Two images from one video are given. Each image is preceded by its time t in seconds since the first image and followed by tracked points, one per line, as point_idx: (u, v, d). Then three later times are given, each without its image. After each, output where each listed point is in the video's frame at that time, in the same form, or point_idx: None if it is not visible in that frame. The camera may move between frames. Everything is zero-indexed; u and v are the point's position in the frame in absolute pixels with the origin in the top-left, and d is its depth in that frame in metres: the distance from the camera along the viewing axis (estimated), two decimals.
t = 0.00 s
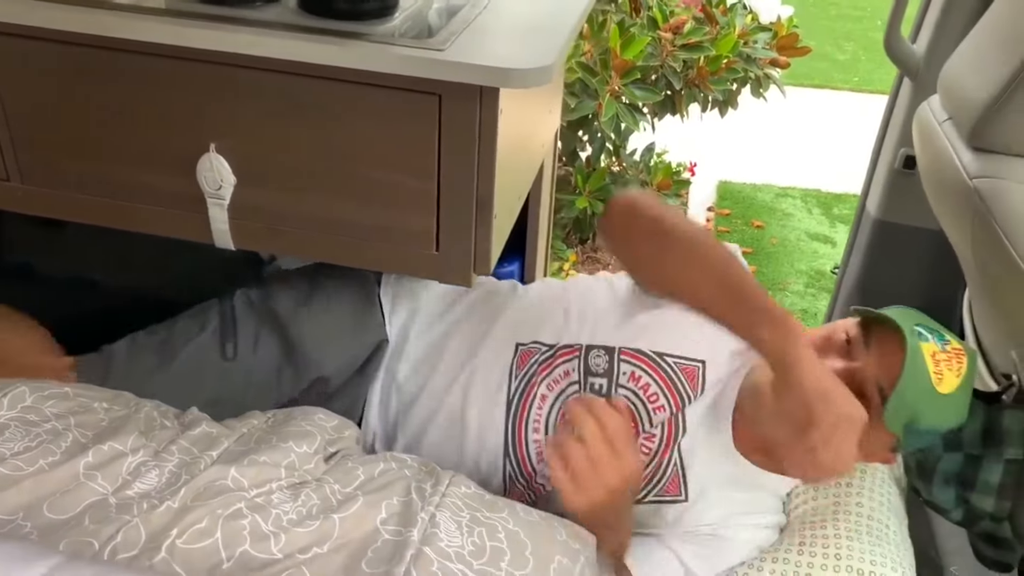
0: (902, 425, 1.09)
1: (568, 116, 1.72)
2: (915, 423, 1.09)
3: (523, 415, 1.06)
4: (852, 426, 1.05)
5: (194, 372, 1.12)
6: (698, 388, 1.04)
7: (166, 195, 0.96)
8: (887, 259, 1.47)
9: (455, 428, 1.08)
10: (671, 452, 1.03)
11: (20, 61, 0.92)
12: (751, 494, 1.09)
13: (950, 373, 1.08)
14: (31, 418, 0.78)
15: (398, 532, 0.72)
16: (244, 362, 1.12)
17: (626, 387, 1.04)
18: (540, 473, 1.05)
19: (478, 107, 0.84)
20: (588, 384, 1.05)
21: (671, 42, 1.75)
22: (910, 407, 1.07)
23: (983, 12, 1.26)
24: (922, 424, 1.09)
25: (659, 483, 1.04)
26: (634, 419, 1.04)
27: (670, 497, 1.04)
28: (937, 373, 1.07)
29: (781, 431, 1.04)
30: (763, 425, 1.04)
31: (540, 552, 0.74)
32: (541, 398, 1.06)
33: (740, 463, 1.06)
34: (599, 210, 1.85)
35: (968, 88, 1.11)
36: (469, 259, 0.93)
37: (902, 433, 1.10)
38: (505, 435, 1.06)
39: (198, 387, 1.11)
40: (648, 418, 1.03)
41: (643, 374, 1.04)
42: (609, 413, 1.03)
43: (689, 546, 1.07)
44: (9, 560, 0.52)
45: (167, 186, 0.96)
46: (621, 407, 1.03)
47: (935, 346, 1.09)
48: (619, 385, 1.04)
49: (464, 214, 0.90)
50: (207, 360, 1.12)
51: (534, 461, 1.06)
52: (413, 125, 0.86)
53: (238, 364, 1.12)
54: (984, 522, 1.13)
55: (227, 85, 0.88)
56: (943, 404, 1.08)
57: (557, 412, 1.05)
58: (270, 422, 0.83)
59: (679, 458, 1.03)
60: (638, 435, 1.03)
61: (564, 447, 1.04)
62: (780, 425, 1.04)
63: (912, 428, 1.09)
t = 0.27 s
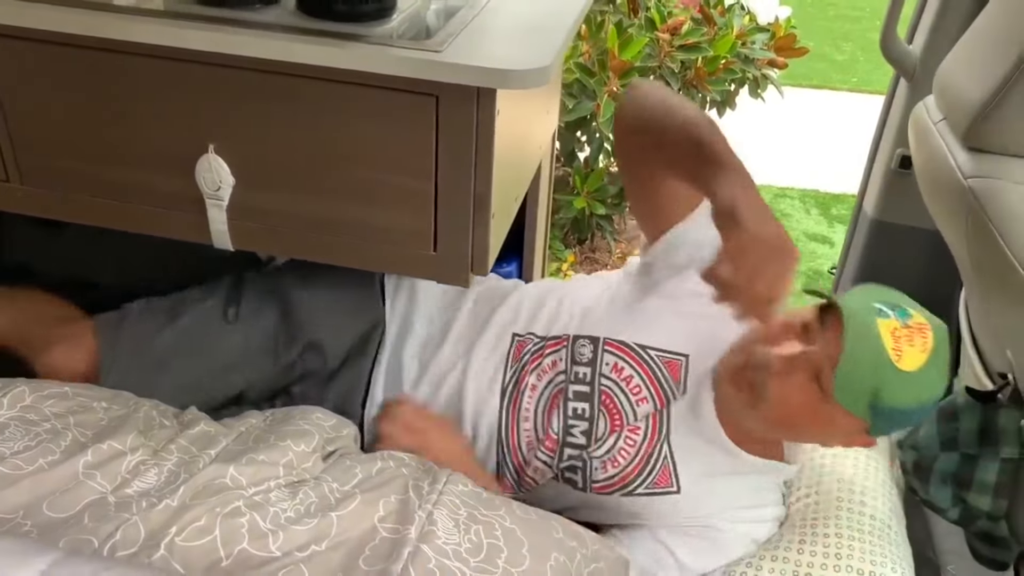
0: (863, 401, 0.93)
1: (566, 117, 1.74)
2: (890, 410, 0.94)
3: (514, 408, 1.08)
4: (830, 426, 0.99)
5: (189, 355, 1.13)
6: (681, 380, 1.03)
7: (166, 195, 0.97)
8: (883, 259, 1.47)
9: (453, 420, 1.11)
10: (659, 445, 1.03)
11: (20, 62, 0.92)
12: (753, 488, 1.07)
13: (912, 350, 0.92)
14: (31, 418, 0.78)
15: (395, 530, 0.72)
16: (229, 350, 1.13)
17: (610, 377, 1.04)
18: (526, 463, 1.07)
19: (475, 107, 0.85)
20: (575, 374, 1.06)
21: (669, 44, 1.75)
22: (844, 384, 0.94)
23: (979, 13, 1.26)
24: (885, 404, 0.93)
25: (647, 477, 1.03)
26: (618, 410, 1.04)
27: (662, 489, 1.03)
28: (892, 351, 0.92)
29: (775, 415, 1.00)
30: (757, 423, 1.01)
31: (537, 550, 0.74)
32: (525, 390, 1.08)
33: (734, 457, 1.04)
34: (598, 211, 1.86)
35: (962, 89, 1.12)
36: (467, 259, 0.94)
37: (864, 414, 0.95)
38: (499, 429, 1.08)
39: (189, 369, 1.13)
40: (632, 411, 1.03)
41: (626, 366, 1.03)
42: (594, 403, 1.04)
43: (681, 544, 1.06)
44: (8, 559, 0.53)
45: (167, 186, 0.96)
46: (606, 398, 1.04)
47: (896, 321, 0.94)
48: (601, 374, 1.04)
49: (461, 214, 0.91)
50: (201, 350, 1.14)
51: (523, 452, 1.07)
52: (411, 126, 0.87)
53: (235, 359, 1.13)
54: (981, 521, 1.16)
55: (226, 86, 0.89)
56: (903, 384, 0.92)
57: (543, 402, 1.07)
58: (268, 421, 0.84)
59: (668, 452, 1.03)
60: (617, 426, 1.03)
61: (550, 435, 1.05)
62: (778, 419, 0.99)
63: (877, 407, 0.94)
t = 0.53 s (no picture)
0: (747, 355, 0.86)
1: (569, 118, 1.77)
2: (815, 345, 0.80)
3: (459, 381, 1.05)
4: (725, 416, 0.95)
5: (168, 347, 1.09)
6: (607, 346, 0.97)
7: (169, 197, 0.98)
8: (885, 260, 1.48)
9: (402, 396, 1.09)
10: (575, 415, 0.98)
11: (24, 64, 0.93)
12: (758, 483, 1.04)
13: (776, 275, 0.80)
14: (34, 417, 0.79)
15: (393, 528, 0.73)
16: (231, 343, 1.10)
17: (543, 342, 1.00)
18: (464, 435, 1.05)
19: (474, 109, 0.85)
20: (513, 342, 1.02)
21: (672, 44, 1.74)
22: (689, 323, 0.88)
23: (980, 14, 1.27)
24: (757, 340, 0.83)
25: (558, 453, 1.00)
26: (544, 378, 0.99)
27: (573, 462, 1.00)
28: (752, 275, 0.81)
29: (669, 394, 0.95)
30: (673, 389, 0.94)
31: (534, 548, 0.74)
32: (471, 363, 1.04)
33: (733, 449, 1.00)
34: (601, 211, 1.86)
35: (960, 90, 1.13)
36: (467, 259, 0.94)
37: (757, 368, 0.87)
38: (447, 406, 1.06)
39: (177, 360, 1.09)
40: (557, 378, 0.98)
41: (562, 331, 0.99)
42: (525, 370, 1.00)
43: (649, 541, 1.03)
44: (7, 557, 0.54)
45: (169, 188, 0.97)
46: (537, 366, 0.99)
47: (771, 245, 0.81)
48: (534, 340, 1.00)
49: (461, 215, 0.91)
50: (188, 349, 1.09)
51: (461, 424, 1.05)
52: (411, 128, 0.87)
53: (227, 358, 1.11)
54: (981, 521, 1.17)
55: (229, 88, 0.90)
56: (766, 316, 0.81)
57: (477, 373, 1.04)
58: (268, 421, 0.84)
59: (583, 423, 0.98)
60: (545, 398, 0.99)
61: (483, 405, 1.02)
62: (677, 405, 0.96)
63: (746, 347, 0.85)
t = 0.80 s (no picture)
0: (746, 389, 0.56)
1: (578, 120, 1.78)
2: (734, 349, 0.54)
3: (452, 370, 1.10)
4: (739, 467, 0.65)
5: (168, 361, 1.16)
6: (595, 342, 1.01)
7: (180, 200, 0.99)
8: (894, 261, 1.48)
9: (392, 387, 1.13)
10: (543, 416, 1.03)
11: (38, 68, 0.94)
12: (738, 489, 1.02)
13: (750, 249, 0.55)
14: (46, 418, 0.79)
15: (398, 529, 0.73)
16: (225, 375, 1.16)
17: (541, 333, 1.07)
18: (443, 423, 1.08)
19: (481, 112, 0.86)
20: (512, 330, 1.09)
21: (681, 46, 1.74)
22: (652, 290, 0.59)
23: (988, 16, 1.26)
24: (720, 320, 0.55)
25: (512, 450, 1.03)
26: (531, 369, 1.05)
27: (520, 465, 1.03)
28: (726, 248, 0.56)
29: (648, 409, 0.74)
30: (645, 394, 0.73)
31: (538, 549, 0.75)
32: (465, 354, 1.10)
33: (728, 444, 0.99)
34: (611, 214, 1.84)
35: (968, 92, 1.12)
36: (474, 262, 0.95)
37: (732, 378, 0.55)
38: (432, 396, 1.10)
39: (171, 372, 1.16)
40: (546, 365, 1.05)
41: (557, 326, 1.07)
42: (515, 356, 1.07)
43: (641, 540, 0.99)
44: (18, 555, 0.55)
45: (180, 191, 0.98)
46: (529, 354, 1.06)
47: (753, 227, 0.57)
48: (532, 328, 1.08)
49: (468, 218, 0.92)
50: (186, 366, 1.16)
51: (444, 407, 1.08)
52: (419, 131, 0.88)
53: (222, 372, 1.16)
54: (988, 523, 1.16)
55: (239, 92, 0.90)
56: (731, 291, 0.54)
57: (468, 361, 1.09)
58: (276, 422, 0.84)
59: (547, 425, 1.02)
60: (533, 384, 1.04)
61: (467, 386, 1.07)
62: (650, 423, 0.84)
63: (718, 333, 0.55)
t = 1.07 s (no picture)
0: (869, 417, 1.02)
1: (594, 126, 1.76)
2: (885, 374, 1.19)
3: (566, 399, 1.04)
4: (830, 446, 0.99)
5: (213, 326, 1.09)
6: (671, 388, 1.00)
7: (198, 206, 1.00)
8: (911, 267, 1.47)
9: (497, 401, 1.05)
10: (692, 439, 0.95)
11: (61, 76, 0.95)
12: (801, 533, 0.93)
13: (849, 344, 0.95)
14: (65, 419, 0.77)
15: (412, 531, 0.71)
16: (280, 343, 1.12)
17: (661, 383, 1.04)
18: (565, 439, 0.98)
19: (495, 118, 0.86)
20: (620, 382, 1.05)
21: (699, 52, 1.75)
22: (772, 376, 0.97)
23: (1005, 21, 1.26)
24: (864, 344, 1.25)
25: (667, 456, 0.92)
26: (657, 403, 1.00)
27: (672, 476, 0.91)
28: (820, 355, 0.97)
29: (797, 449, 0.99)
30: (758, 417, 1.00)
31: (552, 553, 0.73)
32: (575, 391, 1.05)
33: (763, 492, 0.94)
34: (627, 218, 1.87)
35: (985, 97, 1.12)
36: (488, 267, 0.95)
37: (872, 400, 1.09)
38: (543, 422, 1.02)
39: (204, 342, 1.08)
40: (673, 405, 1.00)
41: (679, 380, 1.05)
42: (638, 394, 1.02)
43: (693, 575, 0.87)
44: (36, 551, 0.55)
45: (199, 196, 0.99)
46: (653, 392, 1.01)
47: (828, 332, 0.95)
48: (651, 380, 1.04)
49: (483, 223, 0.93)
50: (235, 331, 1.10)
51: (558, 424, 1.00)
52: (434, 137, 0.89)
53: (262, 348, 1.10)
54: (998, 528, 1.09)
55: (257, 99, 0.91)
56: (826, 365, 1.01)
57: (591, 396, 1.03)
58: (291, 424, 0.83)
59: (696, 446, 0.94)
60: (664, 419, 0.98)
61: (588, 406, 1.02)
62: (799, 471, 0.98)
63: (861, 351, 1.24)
